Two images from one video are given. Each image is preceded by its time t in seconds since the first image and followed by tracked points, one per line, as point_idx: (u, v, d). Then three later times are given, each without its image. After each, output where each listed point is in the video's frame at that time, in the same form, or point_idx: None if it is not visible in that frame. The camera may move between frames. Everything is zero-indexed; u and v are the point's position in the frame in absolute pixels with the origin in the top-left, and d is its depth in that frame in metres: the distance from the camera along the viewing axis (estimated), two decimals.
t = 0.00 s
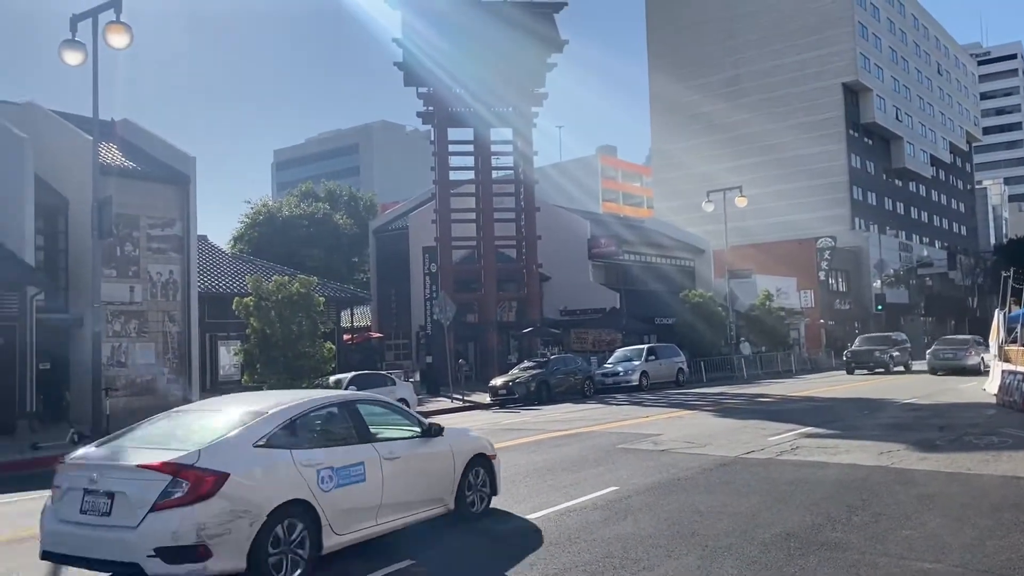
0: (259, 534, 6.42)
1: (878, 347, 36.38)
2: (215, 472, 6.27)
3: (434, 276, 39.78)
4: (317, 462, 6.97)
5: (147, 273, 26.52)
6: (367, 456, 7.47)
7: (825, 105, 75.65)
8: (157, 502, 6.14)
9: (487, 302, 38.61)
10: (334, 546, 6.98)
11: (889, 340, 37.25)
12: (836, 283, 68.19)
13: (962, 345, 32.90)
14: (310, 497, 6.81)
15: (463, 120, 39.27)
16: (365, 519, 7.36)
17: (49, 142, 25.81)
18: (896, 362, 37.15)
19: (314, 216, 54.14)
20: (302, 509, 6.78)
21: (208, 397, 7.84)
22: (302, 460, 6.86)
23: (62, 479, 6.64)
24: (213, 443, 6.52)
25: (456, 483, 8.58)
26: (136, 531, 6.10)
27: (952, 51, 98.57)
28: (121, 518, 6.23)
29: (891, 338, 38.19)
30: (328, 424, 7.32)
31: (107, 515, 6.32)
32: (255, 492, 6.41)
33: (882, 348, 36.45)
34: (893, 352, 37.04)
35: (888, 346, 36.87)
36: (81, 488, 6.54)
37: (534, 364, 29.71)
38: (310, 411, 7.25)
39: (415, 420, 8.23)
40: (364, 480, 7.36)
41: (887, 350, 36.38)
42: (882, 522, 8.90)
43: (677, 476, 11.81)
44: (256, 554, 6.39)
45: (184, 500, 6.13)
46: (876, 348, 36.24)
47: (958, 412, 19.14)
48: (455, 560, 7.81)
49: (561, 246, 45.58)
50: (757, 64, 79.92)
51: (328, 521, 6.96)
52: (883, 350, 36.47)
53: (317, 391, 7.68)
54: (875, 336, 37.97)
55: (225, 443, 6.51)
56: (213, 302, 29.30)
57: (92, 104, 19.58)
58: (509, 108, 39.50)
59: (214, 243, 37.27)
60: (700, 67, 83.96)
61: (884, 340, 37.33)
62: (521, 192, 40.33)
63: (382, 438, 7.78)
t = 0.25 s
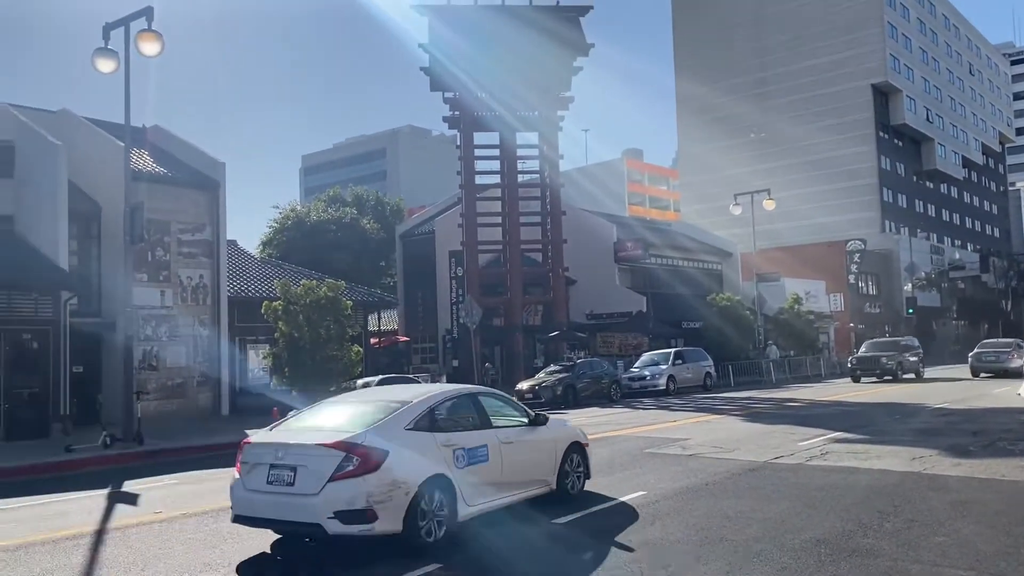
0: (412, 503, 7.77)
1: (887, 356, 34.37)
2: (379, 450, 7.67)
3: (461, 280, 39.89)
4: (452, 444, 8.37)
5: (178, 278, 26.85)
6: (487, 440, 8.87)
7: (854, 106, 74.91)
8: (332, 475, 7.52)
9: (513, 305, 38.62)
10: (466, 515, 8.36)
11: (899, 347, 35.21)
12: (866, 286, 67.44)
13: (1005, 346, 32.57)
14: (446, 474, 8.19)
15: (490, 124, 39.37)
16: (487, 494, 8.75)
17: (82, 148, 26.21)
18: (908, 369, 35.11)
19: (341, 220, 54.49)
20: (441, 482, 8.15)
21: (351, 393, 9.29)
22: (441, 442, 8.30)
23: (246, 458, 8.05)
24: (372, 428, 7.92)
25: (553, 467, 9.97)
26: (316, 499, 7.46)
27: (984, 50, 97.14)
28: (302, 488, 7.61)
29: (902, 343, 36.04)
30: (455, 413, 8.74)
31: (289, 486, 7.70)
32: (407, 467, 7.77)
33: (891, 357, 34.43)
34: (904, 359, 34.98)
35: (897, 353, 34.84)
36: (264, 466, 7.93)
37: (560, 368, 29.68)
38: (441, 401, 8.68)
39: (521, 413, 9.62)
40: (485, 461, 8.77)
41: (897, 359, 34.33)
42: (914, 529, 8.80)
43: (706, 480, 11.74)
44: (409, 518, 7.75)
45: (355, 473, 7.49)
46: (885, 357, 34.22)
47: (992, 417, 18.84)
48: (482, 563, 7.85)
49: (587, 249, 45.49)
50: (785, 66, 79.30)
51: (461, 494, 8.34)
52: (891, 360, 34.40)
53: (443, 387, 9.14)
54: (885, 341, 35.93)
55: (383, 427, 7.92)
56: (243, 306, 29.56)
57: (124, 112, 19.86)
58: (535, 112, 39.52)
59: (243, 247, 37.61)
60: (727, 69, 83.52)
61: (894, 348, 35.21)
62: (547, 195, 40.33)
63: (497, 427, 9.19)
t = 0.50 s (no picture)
0: (518, 482, 8.94)
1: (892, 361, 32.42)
2: (491, 436, 8.81)
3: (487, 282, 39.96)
4: (550, 432, 9.50)
5: (207, 281, 27.12)
6: (579, 430, 9.99)
7: (883, 107, 74.09)
8: (452, 457, 8.69)
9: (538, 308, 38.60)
10: (562, 495, 9.52)
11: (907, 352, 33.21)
12: (896, 288, 66.65)
13: None
14: (546, 459, 9.33)
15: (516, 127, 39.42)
16: (580, 478, 9.89)
17: (114, 153, 26.59)
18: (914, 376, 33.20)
19: (368, 224, 54.80)
20: (541, 466, 9.30)
21: (460, 386, 10.51)
22: (541, 430, 9.39)
23: (375, 443, 9.29)
24: (482, 417, 9.08)
25: (635, 455, 10.98)
26: (438, 478, 8.66)
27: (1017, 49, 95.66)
28: (425, 468, 8.82)
29: (911, 350, 33.99)
30: (551, 405, 9.86)
31: (414, 467, 8.91)
32: (514, 452, 8.90)
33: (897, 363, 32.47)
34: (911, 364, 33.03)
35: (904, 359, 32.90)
36: (390, 450, 9.15)
37: (586, 370, 29.66)
38: (538, 395, 9.77)
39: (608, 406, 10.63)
40: (578, 447, 9.89)
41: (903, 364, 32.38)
42: (947, 534, 8.67)
43: (734, 484, 11.66)
44: (516, 496, 8.92)
45: (470, 456, 8.66)
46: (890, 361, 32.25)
47: None
48: (509, 566, 7.85)
49: (613, 252, 45.35)
50: (812, 66, 78.64)
51: (558, 476, 9.50)
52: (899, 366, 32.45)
53: (538, 382, 10.23)
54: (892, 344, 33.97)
55: (492, 417, 9.07)
56: (272, 309, 29.75)
57: (155, 117, 20.12)
58: (560, 114, 39.50)
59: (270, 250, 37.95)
60: (754, 70, 83.00)
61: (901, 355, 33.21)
62: (572, 198, 40.27)
63: (587, 419, 10.27)
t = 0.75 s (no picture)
0: (624, 467, 10.05)
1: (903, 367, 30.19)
2: (600, 426, 9.92)
3: (518, 285, 39.98)
4: (650, 424, 10.58)
5: (243, 283, 27.44)
6: (675, 423, 11.05)
7: (920, 106, 72.98)
8: (567, 444, 9.85)
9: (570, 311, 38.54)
10: (662, 480, 10.62)
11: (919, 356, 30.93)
12: (934, 290, 65.57)
13: None
14: (647, 447, 10.42)
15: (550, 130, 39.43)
16: (676, 466, 10.96)
17: (152, 158, 27.02)
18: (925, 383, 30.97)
19: (400, 227, 55.09)
20: (642, 454, 10.37)
21: (567, 381, 11.69)
22: (642, 421, 10.47)
23: (496, 431, 10.53)
24: (591, 409, 10.21)
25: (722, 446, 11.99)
26: (555, 462, 9.84)
27: None
28: (544, 454, 10.01)
29: (925, 356, 31.60)
30: (650, 400, 10.93)
31: (533, 452, 10.12)
32: (619, 441, 10.01)
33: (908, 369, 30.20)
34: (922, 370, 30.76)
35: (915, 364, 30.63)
36: (511, 437, 10.39)
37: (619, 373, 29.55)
38: (637, 390, 10.84)
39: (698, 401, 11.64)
40: (673, 438, 10.96)
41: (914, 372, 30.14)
42: (990, 541, 8.50)
43: (770, 488, 11.54)
44: (622, 479, 10.04)
45: (583, 443, 9.79)
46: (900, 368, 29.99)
47: None
48: (545, 568, 7.84)
49: (645, 254, 45.13)
50: (847, 66, 77.70)
51: (658, 463, 10.60)
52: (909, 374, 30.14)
53: (635, 378, 11.31)
54: (903, 348, 31.63)
55: (599, 408, 10.18)
56: (306, 311, 29.97)
57: (192, 121, 20.41)
58: (591, 116, 39.41)
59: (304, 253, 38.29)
60: (787, 71, 82.20)
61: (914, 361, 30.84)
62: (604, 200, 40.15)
63: (679, 412, 11.31)
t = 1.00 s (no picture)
0: (708, 458, 10.99)
1: (905, 372, 28.34)
2: (686, 420, 10.87)
3: (546, 287, 39.90)
4: (730, 419, 11.49)
5: (276, 286, 27.70)
6: (752, 418, 11.95)
7: (955, 105, 71.85)
8: (656, 437, 10.79)
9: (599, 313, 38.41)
10: (740, 471, 11.54)
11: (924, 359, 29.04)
12: (970, 292, 64.49)
13: None
14: (728, 440, 11.33)
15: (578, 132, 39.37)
16: (752, 458, 11.87)
17: (186, 162, 27.39)
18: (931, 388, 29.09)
19: (429, 229, 55.27)
20: (725, 446, 11.31)
21: (650, 379, 12.63)
22: (723, 417, 11.40)
23: (588, 425, 11.50)
24: (677, 405, 11.13)
25: (795, 441, 12.83)
26: (645, 453, 10.79)
27: None
28: (634, 445, 10.97)
29: (930, 360, 29.67)
30: (729, 396, 11.82)
31: (624, 444, 11.07)
32: (702, 435, 10.94)
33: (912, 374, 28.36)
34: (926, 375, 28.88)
35: (918, 368, 28.75)
36: (602, 430, 11.35)
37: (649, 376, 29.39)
38: (718, 388, 11.75)
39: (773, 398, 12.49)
40: (750, 433, 11.86)
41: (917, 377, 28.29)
42: None
43: (804, 492, 11.42)
44: (706, 470, 10.99)
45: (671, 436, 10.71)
46: (903, 373, 28.14)
47: None
48: (576, 571, 7.82)
49: (675, 256, 44.88)
50: (880, 65, 76.74)
51: (738, 455, 11.52)
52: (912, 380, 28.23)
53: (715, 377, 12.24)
54: (907, 351, 29.74)
55: (684, 404, 11.10)
56: (336, 313, 30.15)
57: (225, 125, 20.64)
58: (621, 118, 39.29)
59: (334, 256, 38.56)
60: (819, 70, 81.37)
61: (917, 366, 28.88)
62: (634, 202, 39.99)
63: (755, 409, 12.19)
